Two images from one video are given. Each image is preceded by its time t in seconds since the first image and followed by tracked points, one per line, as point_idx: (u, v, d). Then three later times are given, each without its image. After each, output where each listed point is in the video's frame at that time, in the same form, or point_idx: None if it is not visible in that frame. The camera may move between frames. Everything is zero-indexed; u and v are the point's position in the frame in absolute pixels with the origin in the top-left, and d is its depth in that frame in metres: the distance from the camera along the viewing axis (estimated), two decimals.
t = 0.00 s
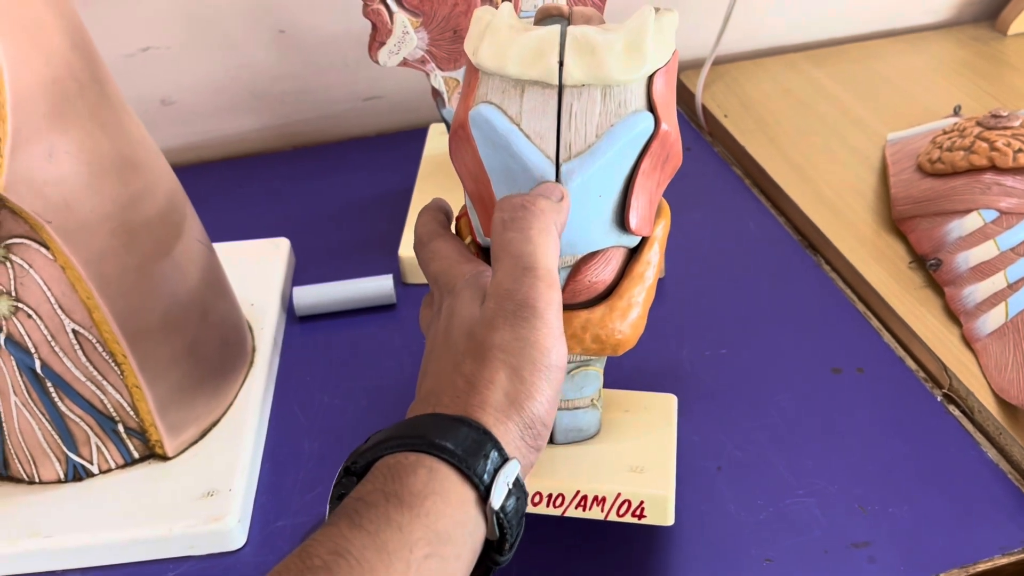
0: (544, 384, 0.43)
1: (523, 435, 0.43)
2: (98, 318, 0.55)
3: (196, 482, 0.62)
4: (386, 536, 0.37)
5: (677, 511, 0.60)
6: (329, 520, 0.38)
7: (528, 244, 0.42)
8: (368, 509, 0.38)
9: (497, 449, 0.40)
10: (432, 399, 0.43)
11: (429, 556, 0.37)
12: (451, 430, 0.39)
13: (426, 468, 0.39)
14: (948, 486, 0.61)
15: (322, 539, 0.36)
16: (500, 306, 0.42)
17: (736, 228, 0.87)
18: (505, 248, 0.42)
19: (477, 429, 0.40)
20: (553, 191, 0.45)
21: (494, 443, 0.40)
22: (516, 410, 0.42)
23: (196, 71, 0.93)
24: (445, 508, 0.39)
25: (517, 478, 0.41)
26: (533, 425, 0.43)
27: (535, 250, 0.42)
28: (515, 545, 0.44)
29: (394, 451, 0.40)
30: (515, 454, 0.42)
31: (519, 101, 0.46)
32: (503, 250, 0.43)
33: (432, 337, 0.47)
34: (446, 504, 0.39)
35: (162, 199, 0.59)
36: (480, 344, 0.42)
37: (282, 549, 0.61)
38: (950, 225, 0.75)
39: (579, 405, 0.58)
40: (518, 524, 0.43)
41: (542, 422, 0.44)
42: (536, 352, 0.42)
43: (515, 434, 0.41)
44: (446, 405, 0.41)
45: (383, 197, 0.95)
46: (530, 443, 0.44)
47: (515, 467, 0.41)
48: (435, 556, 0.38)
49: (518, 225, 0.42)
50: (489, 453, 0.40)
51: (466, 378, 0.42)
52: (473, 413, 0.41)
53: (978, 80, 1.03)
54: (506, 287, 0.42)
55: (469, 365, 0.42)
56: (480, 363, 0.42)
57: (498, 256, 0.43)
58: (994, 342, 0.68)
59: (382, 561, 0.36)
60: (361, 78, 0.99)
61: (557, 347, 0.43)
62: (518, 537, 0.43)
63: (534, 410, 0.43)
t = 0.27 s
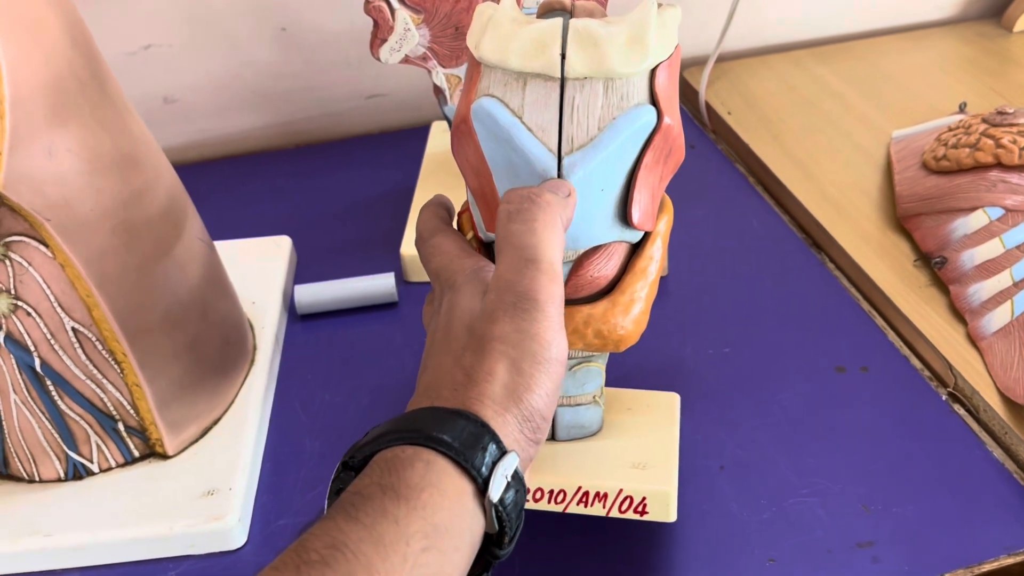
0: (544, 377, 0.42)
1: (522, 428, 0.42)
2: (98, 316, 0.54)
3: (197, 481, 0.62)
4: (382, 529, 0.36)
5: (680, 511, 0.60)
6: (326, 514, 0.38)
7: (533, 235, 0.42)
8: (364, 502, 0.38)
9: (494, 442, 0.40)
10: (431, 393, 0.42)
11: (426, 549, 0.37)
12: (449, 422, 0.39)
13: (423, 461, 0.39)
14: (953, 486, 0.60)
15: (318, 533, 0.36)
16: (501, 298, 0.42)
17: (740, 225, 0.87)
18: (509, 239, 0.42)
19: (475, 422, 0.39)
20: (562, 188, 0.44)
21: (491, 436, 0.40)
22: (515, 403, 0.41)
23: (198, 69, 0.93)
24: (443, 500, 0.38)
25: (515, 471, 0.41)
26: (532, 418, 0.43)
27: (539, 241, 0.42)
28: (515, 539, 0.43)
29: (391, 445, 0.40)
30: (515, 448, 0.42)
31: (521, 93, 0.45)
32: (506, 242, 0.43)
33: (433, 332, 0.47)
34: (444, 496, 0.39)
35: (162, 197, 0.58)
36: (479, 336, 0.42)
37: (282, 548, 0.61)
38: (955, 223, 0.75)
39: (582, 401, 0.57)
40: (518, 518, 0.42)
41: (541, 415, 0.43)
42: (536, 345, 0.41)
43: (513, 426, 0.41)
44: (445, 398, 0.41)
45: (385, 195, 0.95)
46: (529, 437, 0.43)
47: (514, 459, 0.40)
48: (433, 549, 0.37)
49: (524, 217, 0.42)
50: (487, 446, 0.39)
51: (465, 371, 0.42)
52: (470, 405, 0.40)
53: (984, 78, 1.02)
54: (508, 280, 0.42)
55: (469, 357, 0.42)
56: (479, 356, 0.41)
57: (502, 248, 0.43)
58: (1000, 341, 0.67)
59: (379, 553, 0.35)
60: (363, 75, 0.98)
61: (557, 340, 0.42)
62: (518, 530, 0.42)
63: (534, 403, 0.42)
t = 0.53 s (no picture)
0: (563, 362, 0.42)
1: (539, 413, 0.42)
2: (104, 314, 0.54)
3: (203, 480, 0.62)
4: (397, 517, 0.36)
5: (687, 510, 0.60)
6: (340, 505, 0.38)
7: (558, 221, 0.42)
8: (379, 491, 0.38)
9: (512, 426, 0.40)
10: (446, 382, 0.43)
11: (443, 537, 0.37)
12: (466, 407, 0.39)
13: (437, 448, 0.39)
14: (961, 485, 0.60)
15: (332, 523, 0.36)
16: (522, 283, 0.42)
17: (746, 223, 0.87)
18: (534, 225, 0.42)
19: (492, 407, 0.39)
20: (587, 170, 0.45)
21: (507, 420, 0.40)
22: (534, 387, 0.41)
23: (203, 67, 0.93)
24: (459, 486, 0.38)
25: (533, 455, 0.41)
26: (551, 403, 0.43)
27: (564, 226, 0.42)
28: (535, 525, 0.43)
29: (405, 433, 0.40)
30: (532, 432, 0.42)
31: (533, 85, 0.46)
32: (531, 227, 0.43)
33: (449, 320, 0.48)
34: (459, 483, 0.38)
35: (167, 194, 0.58)
36: (500, 321, 0.42)
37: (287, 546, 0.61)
38: (963, 221, 0.74)
39: (594, 397, 0.57)
40: (537, 503, 0.42)
41: (559, 401, 0.43)
42: (557, 330, 0.41)
43: (530, 410, 0.41)
44: (461, 385, 0.42)
45: (390, 193, 0.95)
46: (547, 423, 0.43)
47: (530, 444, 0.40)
48: (450, 536, 0.37)
49: (549, 202, 0.42)
50: (504, 430, 0.39)
51: (485, 355, 0.42)
52: (487, 391, 0.41)
53: (992, 75, 1.01)
54: (530, 264, 0.42)
55: (488, 342, 0.42)
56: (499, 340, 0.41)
57: (525, 232, 0.43)
58: (1009, 340, 0.67)
59: (394, 542, 0.35)
60: (369, 73, 0.98)
61: (577, 325, 0.43)
62: (538, 515, 0.42)
63: (553, 387, 0.42)
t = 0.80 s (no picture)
0: (563, 351, 0.43)
1: (544, 403, 0.43)
2: (111, 313, 0.54)
3: (208, 478, 0.62)
4: (405, 509, 0.37)
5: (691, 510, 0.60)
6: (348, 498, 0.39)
7: (540, 211, 0.43)
8: (386, 483, 0.38)
9: (517, 418, 0.41)
10: (450, 377, 0.44)
11: (450, 528, 0.37)
12: (471, 400, 0.40)
13: (444, 440, 0.40)
14: (965, 485, 0.60)
15: (340, 515, 0.37)
16: (517, 276, 0.44)
17: (751, 223, 0.87)
18: (517, 218, 0.44)
19: (497, 399, 0.40)
20: (561, 157, 0.45)
21: (513, 412, 0.40)
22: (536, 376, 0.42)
23: (209, 66, 0.93)
24: (465, 478, 0.39)
25: (538, 447, 0.42)
26: (555, 392, 0.44)
27: (548, 217, 0.43)
28: (542, 515, 0.44)
29: (412, 426, 0.41)
30: (538, 424, 0.43)
31: (540, 83, 0.46)
32: (515, 221, 0.44)
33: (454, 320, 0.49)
34: (465, 474, 0.39)
35: (174, 193, 0.58)
36: (496, 314, 0.43)
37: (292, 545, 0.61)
38: (968, 221, 0.74)
39: (600, 395, 0.58)
40: (543, 494, 0.43)
41: (563, 390, 0.44)
42: (553, 318, 0.43)
43: (535, 401, 0.42)
44: (462, 377, 0.43)
45: (395, 193, 0.95)
46: (553, 413, 0.44)
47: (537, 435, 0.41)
48: (456, 527, 0.38)
49: (529, 194, 0.43)
50: (509, 421, 0.40)
51: (485, 349, 0.43)
52: (490, 383, 0.42)
53: (997, 75, 1.01)
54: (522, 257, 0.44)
55: (487, 335, 0.43)
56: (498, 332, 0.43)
57: (510, 227, 0.44)
58: (1013, 340, 0.67)
59: (402, 533, 0.36)
60: (374, 73, 0.98)
61: (574, 313, 0.44)
62: (544, 506, 0.43)
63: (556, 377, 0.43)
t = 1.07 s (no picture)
0: (562, 327, 0.44)
1: (548, 381, 0.43)
2: (116, 309, 0.54)
3: (213, 475, 0.62)
4: (406, 492, 0.37)
5: (697, 509, 0.60)
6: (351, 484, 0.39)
7: (523, 195, 0.43)
8: (387, 468, 0.38)
9: (521, 398, 0.41)
10: (452, 363, 0.44)
11: (452, 510, 0.37)
12: (473, 381, 0.40)
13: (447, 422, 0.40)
14: (973, 485, 0.60)
15: (341, 501, 0.37)
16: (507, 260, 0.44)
17: (756, 221, 0.86)
18: (500, 205, 0.44)
19: (498, 378, 0.40)
20: (536, 150, 0.46)
21: (516, 392, 0.40)
22: (536, 352, 0.43)
23: (213, 63, 0.93)
24: (466, 459, 0.39)
25: (543, 424, 0.41)
26: (557, 368, 0.44)
27: (531, 199, 0.43)
28: (553, 496, 0.44)
29: (414, 412, 0.41)
30: (544, 402, 0.43)
31: (547, 76, 0.46)
32: (499, 207, 0.44)
33: (456, 313, 0.50)
34: (467, 455, 0.39)
35: (178, 190, 0.58)
36: (490, 299, 0.44)
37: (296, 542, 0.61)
38: (976, 219, 0.74)
39: (605, 391, 0.57)
40: (551, 472, 0.42)
41: (566, 367, 0.44)
42: (548, 295, 0.43)
43: (539, 379, 0.42)
44: (465, 360, 0.43)
45: (399, 190, 0.95)
46: (558, 392, 0.44)
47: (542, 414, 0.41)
48: (459, 509, 0.37)
49: (511, 182, 0.43)
50: (512, 400, 0.40)
51: (483, 333, 0.43)
52: (491, 364, 0.42)
53: (1005, 73, 1.01)
54: (510, 240, 0.44)
55: (484, 320, 0.44)
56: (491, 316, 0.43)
57: (496, 215, 0.45)
58: (1021, 339, 0.66)
59: (402, 516, 0.36)
60: (378, 70, 0.98)
61: (567, 289, 0.44)
62: (553, 485, 0.43)
63: (557, 352, 0.43)
